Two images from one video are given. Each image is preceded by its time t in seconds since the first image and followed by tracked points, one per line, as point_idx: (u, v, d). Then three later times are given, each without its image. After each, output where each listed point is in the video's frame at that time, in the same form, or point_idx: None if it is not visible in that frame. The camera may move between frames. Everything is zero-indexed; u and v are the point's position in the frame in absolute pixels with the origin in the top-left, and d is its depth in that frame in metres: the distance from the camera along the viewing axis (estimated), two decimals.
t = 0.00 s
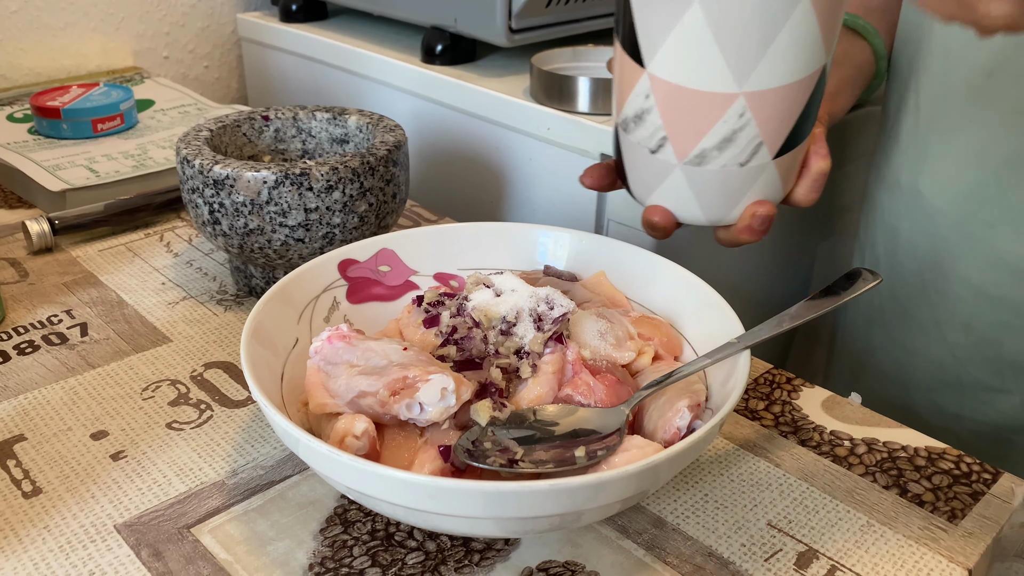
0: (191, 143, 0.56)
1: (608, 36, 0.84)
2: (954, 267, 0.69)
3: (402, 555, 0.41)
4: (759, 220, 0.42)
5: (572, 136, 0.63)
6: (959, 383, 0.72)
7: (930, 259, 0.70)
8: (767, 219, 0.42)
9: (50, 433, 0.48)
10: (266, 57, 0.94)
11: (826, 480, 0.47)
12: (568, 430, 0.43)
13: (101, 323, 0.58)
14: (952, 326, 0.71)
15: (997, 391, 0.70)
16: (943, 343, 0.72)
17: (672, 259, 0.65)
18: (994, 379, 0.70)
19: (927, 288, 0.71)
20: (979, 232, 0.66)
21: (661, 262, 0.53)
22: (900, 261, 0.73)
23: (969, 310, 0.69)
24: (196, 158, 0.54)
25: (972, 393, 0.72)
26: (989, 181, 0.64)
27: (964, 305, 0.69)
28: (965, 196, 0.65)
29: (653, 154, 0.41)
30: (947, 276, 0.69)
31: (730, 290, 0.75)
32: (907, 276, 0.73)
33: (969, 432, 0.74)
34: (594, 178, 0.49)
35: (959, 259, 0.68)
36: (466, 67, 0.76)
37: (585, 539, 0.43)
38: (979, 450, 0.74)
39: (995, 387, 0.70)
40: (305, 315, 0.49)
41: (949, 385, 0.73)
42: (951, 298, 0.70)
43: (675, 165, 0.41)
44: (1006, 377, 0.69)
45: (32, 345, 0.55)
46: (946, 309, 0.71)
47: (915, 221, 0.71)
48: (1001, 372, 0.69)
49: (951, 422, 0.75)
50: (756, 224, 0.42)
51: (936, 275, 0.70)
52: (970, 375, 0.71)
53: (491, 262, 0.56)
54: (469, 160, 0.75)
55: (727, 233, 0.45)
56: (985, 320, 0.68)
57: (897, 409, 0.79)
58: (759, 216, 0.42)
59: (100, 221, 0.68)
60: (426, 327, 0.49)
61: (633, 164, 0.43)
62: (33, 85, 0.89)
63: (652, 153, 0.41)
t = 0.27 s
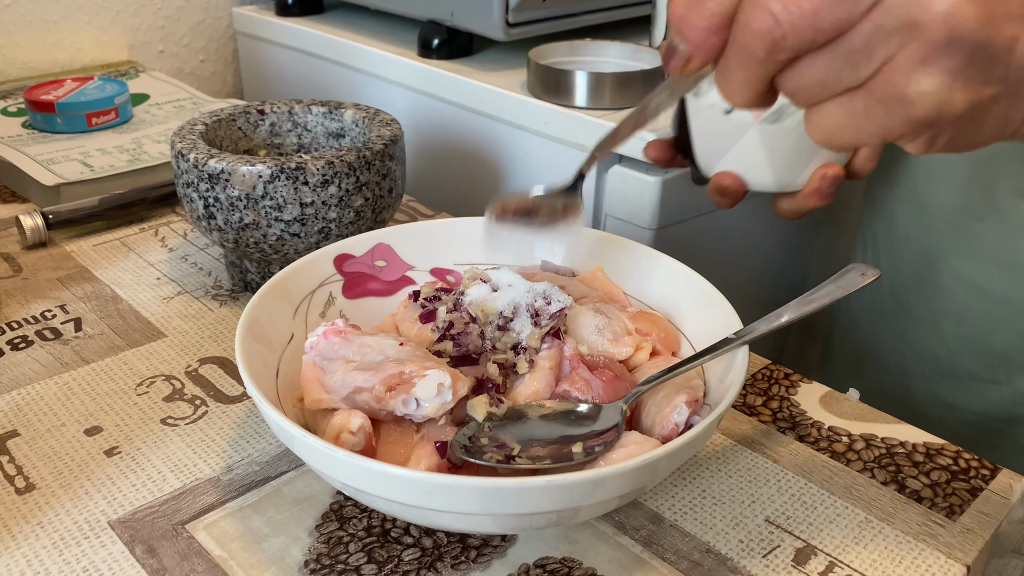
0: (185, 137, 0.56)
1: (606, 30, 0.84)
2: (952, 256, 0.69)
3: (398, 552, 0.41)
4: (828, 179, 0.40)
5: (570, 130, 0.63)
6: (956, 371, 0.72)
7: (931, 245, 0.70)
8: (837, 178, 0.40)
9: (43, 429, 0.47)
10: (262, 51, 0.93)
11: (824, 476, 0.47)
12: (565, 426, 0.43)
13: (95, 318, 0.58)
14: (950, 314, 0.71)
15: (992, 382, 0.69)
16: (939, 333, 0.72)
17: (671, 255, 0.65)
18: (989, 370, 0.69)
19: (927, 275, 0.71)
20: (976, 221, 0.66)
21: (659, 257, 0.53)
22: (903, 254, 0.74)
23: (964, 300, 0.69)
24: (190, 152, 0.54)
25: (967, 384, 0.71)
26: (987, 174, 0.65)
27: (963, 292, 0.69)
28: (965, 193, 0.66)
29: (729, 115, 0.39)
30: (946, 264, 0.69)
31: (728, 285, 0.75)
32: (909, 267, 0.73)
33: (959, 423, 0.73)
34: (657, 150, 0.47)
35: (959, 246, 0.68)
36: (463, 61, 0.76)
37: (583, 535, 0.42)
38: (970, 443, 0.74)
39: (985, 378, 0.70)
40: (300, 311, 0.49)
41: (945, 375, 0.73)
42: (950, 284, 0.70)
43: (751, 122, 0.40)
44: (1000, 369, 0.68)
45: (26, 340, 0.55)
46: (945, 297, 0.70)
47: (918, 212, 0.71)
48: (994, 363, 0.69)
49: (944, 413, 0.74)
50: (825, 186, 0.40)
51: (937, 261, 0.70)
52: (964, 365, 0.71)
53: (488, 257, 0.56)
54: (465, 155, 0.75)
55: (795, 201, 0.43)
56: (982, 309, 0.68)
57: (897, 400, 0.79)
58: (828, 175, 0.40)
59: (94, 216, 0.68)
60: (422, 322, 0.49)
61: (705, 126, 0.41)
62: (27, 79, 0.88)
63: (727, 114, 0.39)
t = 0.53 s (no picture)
0: (179, 131, 0.56)
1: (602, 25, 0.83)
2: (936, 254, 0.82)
3: (392, 547, 0.41)
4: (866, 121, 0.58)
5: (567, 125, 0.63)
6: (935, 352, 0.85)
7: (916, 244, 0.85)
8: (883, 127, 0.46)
9: (35, 424, 0.47)
10: (257, 46, 0.93)
11: (819, 472, 0.47)
12: (559, 420, 0.43)
13: (88, 313, 0.57)
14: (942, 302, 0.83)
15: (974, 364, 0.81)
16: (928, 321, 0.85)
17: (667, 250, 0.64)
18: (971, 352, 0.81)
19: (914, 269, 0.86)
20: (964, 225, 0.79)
21: (654, 252, 0.53)
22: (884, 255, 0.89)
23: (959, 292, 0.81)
24: (184, 147, 0.53)
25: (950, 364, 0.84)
26: (991, 173, 0.76)
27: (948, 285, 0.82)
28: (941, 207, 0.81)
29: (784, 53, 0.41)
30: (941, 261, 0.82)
31: (725, 281, 0.75)
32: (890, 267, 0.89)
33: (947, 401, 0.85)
34: (703, 96, 0.52)
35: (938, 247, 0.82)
36: (459, 56, 0.75)
37: (577, 530, 0.42)
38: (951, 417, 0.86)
39: (983, 361, 0.81)
40: (293, 306, 0.49)
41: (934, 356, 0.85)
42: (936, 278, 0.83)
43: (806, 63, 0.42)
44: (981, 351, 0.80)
45: (18, 335, 0.55)
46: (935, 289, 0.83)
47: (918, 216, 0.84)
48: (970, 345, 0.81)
49: (948, 392, 0.85)
50: (872, 133, 0.46)
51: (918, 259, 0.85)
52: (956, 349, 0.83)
53: (483, 252, 0.56)
54: (461, 150, 0.75)
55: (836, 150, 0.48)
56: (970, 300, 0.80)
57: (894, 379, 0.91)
58: (876, 123, 0.46)
59: (88, 211, 0.67)
60: (416, 317, 0.49)
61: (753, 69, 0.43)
62: (20, 74, 0.88)
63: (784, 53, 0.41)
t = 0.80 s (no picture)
0: (174, 126, 0.55)
1: (599, 21, 0.83)
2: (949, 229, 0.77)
3: (388, 544, 0.41)
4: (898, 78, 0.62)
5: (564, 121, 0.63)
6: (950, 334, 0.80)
7: (927, 224, 0.80)
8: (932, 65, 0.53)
9: (30, 420, 0.47)
10: (253, 41, 0.93)
11: (816, 468, 0.47)
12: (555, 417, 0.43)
13: (83, 309, 0.57)
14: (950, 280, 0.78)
15: (986, 342, 0.77)
16: (940, 303, 0.80)
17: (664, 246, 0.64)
18: (984, 332, 0.77)
19: (925, 249, 0.81)
20: (974, 198, 0.74)
21: (651, 248, 0.53)
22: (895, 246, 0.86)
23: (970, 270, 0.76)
24: (179, 142, 0.53)
25: (962, 345, 0.79)
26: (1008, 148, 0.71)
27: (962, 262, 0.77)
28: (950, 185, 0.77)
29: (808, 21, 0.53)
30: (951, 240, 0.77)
31: (723, 277, 0.75)
32: (901, 257, 0.85)
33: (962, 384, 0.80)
34: (758, 31, 0.62)
35: (947, 224, 0.78)
36: (456, 51, 0.75)
37: (573, 527, 0.42)
38: (967, 404, 0.81)
39: (995, 338, 0.76)
40: (289, 302, 0.48)
41: (945, 340, 0.81)
42: (948, 258, 0.78)
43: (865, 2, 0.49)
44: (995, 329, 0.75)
45: (13, 331, 0.55)
46: (948, 271, 0.78)
47: (931, 197, 0.79)
48: (984, 325, 0.76)
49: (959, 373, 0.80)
50: (924, 71, 0.54)
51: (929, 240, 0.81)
52: (968, 329, 0.78)
53: (479, 248, 0.56)
54: (458, 146, 0.75)
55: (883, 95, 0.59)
56: (983, 276, 0.75)
57: (902, 369, 0.87)
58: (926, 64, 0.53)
59: (83, 207, 0.67)
60: (413, 313, 0.49)
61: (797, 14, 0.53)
62: (15, 69, 0.87)
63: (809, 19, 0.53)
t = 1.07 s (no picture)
0: (171, 123, 0.55)
1: (597, 18, 0.83)
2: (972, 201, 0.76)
3: (385, 540, 0.40)
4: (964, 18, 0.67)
5: (562, 118, 0.63)
6: (971, 306, 0.79)
7: (953, 196, 0.79)
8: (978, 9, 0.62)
9: (26, 417, 0.47)
10: (251, 37, 0.93)
11: (813, 465, 0.47)
12: (552, 413, 0.43)
13: (80, 306, 0.57)
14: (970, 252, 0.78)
15: (1005, 313, 0.76)
16: (959, 274, 0.80)
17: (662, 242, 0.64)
18: (1002, 304, 0.76)
19: (949, 220, 0.80)
20: (997, 167, 0.73)
21: (649, 244, 0.52)
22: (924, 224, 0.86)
23: (991, 241, 0.75)
24: (175, 138, 0.53)
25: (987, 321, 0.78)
26: None
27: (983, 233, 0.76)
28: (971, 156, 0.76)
29: None
30: (973, 212, 0.77)
31: (721, 273, 0.75)
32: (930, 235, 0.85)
33: (978, 354, 0.80)
34: None
35: (969, 195, 0.77)
36: (454, 48, 0.75)
37: (570, 523, 0.42)
38: (981, 375, 0.80)
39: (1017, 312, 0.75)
40: (286, 299, 0.48)
41: (965, 311, 0.80)
42: (969, 229, 0.77)
43: None
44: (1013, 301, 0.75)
45: (9, 328, 0.54)
46: (970, 242, 0.77)
47: (957, 172, 0.78)
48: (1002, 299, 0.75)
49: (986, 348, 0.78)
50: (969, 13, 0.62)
51: (953, 212, 0.80)
52: (987, 301, 0.77)
53: (477, 244, 0.56)
54: (456, 142, 0.74)
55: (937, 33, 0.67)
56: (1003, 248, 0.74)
57: (920, 340, 0.87)
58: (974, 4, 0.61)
59: (79, 203, 0.67)
60: (410, 310, 0.49)
61: None
62: (12, 65, 0.87)
63: None
